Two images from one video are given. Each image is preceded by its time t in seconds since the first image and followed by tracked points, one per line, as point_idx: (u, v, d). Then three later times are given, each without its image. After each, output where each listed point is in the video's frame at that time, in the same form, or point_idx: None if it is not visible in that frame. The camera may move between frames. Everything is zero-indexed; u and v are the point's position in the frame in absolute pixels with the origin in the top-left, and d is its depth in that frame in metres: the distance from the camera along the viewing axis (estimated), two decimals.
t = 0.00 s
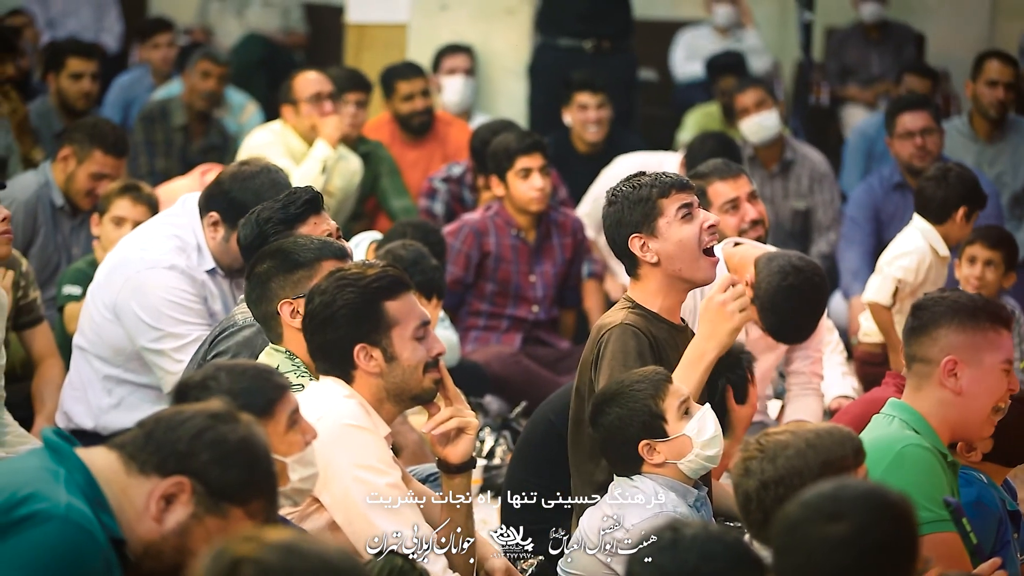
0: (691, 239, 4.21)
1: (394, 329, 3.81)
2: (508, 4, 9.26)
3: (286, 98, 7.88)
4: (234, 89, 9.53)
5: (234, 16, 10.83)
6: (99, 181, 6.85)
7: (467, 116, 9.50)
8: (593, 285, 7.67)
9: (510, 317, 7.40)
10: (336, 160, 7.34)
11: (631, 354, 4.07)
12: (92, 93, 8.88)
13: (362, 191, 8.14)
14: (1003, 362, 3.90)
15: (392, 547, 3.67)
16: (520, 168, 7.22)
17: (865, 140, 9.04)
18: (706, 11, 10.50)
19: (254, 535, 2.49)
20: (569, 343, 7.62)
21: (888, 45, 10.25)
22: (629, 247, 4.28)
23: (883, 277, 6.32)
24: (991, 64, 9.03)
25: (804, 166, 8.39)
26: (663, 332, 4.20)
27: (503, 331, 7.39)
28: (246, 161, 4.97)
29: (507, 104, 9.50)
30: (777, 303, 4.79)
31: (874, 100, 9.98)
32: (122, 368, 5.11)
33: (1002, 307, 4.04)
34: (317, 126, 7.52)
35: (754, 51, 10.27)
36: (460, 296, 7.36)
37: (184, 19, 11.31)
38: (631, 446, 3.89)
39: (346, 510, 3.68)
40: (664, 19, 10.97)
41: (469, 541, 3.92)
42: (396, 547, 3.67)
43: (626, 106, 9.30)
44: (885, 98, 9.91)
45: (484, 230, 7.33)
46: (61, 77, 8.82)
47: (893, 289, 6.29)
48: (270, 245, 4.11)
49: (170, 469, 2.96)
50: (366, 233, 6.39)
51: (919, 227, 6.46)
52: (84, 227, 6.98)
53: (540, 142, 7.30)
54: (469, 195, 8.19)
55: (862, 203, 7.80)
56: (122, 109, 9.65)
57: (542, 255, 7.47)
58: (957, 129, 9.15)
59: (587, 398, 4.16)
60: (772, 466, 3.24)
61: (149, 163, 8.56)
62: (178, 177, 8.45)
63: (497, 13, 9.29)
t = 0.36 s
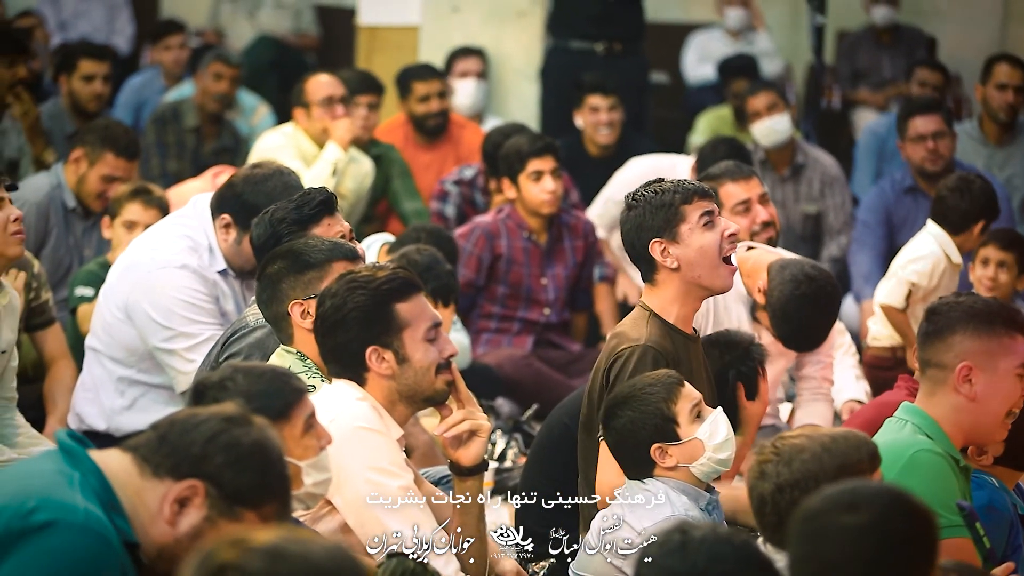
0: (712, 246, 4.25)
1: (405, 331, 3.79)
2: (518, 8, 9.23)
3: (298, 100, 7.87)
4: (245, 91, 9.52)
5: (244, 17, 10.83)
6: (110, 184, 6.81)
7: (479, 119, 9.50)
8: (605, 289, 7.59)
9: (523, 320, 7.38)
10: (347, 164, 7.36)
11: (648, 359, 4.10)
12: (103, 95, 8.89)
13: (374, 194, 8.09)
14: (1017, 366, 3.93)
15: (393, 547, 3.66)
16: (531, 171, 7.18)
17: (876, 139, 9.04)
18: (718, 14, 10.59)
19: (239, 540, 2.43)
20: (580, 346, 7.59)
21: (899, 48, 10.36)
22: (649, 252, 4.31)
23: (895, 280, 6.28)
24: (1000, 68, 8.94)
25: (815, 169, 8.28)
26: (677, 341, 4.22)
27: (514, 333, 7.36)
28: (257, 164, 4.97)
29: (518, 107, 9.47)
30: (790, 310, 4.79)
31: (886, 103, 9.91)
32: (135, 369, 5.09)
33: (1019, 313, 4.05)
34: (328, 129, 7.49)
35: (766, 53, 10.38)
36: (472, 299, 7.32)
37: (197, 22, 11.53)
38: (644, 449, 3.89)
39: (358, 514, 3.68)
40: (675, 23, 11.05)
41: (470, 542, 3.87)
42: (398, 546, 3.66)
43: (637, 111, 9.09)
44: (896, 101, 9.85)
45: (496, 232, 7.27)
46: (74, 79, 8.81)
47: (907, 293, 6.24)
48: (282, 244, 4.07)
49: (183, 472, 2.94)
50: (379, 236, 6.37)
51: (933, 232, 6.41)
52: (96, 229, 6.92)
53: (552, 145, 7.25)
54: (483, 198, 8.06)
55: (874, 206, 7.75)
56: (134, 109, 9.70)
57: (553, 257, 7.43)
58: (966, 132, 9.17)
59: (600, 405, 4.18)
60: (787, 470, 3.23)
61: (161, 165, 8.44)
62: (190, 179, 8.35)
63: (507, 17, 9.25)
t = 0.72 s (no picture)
0: (730, 250, 4.25)
1: (440, 334, 3.77)
2: (553, 11, 8.91)
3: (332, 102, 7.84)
4: (279, 93, 9.36)
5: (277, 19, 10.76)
6: (144, 186, 6.79)
7: (514, 121, 9.19)
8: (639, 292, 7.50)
9: (556, 323, 7.28)
10: (382, 165, 7.39)
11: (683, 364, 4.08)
12: (137, 97, 8.76)
13: (409, 197, 8.00)
14: None
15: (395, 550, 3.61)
16: (566, 173, 7.11)
17: (910, 139, 9.03)
18: (753, 17, 10.48)
19: (247, 541, 2.45)
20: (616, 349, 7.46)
21: (934, 52, 10.16)
22: (667, 257, 4.31)
23: (931, 291, 5.97)
24: None
25: (848, 173, 8.18)
26: (705, 344, 4.23)
27: (549, 336, 7.27)
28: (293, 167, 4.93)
29: (551, 109, 9.19)
30: (826, 310, 4.83)
31: (920, 107, 9.96)
32: (170, 370, 5.06)
33: None
34: (362, 131, 7.47)
35: (800, 57, 10.25)
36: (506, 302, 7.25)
37: (229, 24, 11.12)
38: (678, 453, 3.89)
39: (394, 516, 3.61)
40: (709, 26, 10.88)
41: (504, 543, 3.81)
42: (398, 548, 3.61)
43: (672, 113, 9.00)
44: (931, 105, 9.87)
45: (530, 235, 7.21)
46: (107, 81, 8.72)
47: (947, 302, 5.94)
48: (319, 246, 4.06)
49: (219, 475, 2.95)
50: (413, 237, 6.35)
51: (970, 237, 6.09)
52: (131, 231, 6.94)
53: (586, 148, 7.16)
54: (516, 202, 8.08)
55: (909, 210, 7.70)
56: (168, 112, 9.61)
57: (587, 260, 7.34)
58: (1001, 135, 9.10)
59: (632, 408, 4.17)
60: (828, 473, 3.23)
61: (195, 167, 8.37)
62: (224, 182, 8.26)
63: (542, 20, 8.94)
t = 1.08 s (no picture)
0: (739, 253, 4.21)
1: (475, 337, 3.74)
2: (591, 13, 8.88)
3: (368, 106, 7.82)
4: (314, 96, 9.37)
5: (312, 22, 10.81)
6: (178, 188, 6.86)
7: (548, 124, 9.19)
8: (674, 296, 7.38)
9: (590, 326, 7.23)
10: (416, 169, 7.34)
11: (707, 365, 4.05)
12: (173, 100, 8.82)
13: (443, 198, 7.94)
14: None
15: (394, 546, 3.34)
16: (600, 176, 7.10)
17: (944, 141, 9.02)
18: (788, 20, 10.45)
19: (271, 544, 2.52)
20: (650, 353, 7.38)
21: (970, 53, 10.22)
22: (677, 258, 4.28)
23: (967, 291, 5.95)
24: None
25: (881, 175, 8.08)
26: (729, 341, 4.18)
27: (583, 339, 7.21)
28: (327, 168, 4.83)
29: (587, 113, 9.12)
30: (858, 315, 4.83)
31: (954, 110, 9.96)
32: (205, 372, 5.01)
33: None
34: (397, 134, 7.47)
35: (834, 60, 10.27)
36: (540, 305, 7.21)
37: (265, 26, 11.54)
38: (713, 457, 3.88)
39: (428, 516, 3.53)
40: (745, 29, 10.95)
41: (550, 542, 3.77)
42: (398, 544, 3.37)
43: (707, 116, 8.93)
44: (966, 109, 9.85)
45: (564, 237, 7.18)
46: (142, 83, 8.77)
47: (982, 301, 5.91)
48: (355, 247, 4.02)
49: (253, 476, 2.94)
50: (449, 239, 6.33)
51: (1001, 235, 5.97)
52: (165, 234, 6.89)
53: (621, 150, 7.15)
54: (551, 204, 7.97)
55: (944, 214, 7.64)
56: (203, 114, 9.68)
57: (622, 263, 7.28)
58: None
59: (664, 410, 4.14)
60: (869, 475, 3.22)
61: (230, 169, 8.34)
62: (259, 184, 8.23)
63: (577, 23, 8.92)
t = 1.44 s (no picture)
0: (763, 254, 4.19)
1: (507, 339, 3.69)
2: (621, 14, 8.93)
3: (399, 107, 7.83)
4: (346, 97, 9.38)
5: (343, 24, 10.81)
6: (209, 189, 6.85)
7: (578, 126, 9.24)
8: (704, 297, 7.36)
9: (621, 327, 7.20)
10: (447, 170, 7.35)
11: (722, 364, 4.03)
12: (204, 100, 8.85)
13: (474, 199, 7.96)
14: None
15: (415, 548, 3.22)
16: (632, 178, 7.07)
17: (976, 143, 9.04)
18: (818, 22, 10.45)
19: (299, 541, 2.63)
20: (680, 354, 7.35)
21: (1001, 55, 10.24)
22: (701, 259, 4.27)
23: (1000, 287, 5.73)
24: None
25: (905, 175, 7.91)
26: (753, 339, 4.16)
27: (613, 341, 7.19)
28: (361, 169, 4.77)
29: (619, 115, 9.20)
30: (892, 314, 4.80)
31: (987, 113, 9.85)
32: (237, 372, 4.93)
33: None
34: (429, 135, 7.46)
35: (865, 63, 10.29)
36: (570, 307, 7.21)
37: (295, 26, 11.52)
38: (746, 459, 3.87)
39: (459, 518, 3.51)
40: (776, 31, 10.97)
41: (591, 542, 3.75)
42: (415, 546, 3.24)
43: (738, 115, 8.66)
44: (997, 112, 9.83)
45: (595, 239, 7.16)
46: (174, 84, 8.79)
47: (1014, 297, 5.69)
48: (388, 248, 4.00)
49: (285, 475, 2.91)
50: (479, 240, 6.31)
51: None
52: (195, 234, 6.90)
53: (653, 152, 7.11)
54: (582, 206, 7.97)
55: (975, 217, 7.64)
56: (233, 115, 9.72)
57: (653, 265, 7.25)
58: None
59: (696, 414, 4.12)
60: (925, 471, 3.32)
61: (261, 170, 8.34)
62: (291, 185, 8.24)
63: (608, 24, 8.98)
